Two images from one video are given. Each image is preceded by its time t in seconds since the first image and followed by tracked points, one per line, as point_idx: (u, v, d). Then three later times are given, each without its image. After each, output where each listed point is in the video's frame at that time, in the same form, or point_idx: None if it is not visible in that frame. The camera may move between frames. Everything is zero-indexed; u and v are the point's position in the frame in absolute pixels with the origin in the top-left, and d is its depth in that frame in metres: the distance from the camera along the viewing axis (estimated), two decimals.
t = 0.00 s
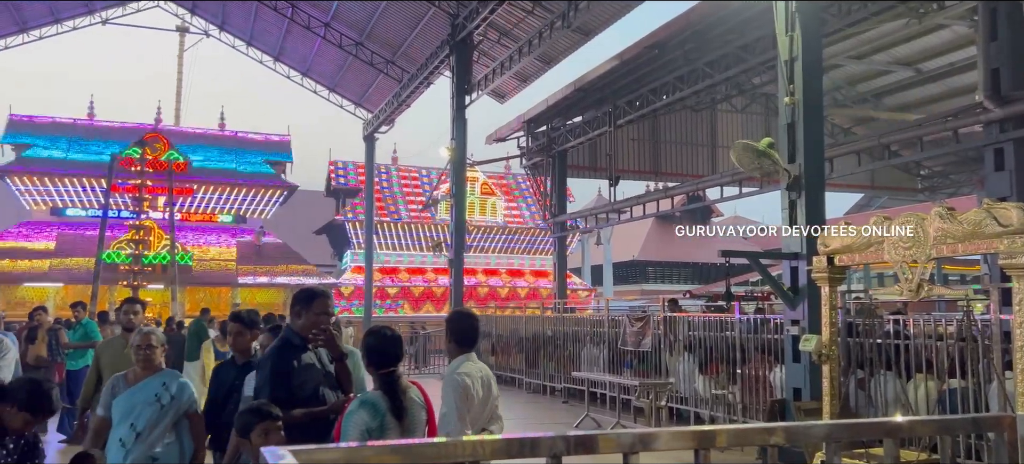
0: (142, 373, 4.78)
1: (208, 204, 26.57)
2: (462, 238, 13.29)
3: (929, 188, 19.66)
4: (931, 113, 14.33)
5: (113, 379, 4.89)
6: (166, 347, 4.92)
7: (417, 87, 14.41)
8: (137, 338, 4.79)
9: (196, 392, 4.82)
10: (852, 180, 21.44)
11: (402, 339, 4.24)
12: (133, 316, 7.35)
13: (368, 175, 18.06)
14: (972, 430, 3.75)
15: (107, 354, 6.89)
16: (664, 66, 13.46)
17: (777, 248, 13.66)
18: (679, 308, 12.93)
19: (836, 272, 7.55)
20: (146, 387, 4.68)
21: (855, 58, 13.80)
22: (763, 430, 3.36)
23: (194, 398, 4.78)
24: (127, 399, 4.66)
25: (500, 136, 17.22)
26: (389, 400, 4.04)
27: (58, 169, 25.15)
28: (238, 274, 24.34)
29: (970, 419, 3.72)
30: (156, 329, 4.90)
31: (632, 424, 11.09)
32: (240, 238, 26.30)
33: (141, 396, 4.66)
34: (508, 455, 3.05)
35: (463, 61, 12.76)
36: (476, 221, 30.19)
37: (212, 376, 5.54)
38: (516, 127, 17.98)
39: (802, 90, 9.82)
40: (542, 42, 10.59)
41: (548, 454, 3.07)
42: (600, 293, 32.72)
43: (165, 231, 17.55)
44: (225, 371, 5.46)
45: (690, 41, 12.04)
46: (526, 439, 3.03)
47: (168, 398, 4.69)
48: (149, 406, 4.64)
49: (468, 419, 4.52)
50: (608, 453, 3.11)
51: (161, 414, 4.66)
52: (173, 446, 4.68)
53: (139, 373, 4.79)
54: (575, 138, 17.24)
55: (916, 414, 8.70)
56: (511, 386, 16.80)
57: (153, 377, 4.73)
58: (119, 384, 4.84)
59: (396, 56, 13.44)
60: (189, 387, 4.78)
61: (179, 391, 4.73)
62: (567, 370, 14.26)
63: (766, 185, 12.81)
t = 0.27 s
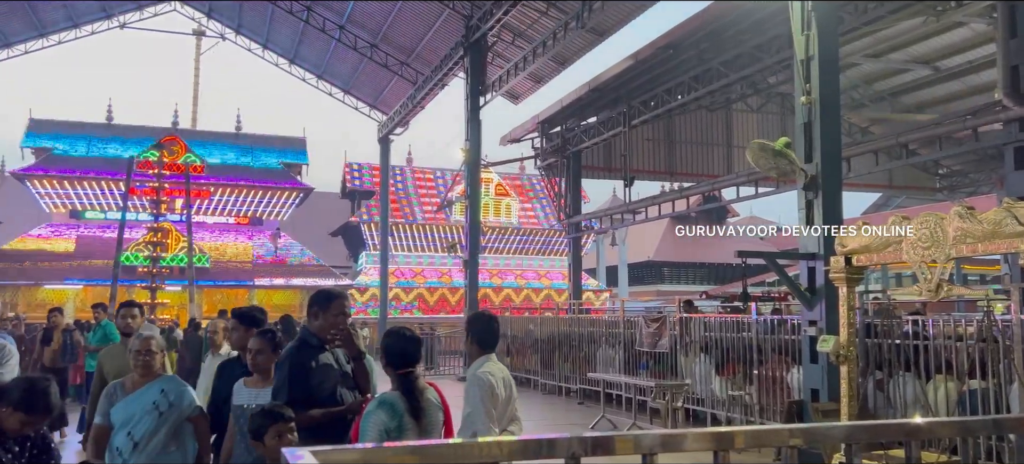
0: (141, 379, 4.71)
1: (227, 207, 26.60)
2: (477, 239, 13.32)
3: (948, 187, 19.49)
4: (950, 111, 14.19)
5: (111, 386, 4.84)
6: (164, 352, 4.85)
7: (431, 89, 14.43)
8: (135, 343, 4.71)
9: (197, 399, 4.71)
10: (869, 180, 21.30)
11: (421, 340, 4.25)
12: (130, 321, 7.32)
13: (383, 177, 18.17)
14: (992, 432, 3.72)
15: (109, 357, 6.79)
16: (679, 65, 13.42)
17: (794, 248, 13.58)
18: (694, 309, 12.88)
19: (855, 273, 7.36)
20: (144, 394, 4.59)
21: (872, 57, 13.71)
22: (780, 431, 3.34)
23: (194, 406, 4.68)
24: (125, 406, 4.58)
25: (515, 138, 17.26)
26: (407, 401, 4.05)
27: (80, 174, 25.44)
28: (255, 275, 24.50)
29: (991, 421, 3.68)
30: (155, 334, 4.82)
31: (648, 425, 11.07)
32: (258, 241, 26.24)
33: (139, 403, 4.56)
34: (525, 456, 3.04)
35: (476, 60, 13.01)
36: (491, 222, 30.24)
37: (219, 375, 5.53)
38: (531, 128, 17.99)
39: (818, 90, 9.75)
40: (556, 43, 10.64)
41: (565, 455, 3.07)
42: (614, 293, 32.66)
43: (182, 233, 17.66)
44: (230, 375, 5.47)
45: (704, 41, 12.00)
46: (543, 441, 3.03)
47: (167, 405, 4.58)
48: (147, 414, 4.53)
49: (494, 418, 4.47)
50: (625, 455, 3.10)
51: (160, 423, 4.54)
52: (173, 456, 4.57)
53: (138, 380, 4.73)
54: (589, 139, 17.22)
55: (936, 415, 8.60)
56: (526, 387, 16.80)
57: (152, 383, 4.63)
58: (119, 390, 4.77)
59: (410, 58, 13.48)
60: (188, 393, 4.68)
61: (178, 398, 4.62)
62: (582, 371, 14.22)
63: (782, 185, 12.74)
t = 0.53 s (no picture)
0: (143, 383, 4.41)
1: (241, 210, 26.66)
2: (492, 240, 13.32)
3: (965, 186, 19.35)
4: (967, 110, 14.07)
5: (108, 389, 4.47)
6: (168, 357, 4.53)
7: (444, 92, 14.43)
8: (139, 345, 4.42)
9: (198, 407, 4.46)
10: (885, 180, 21.19)
11: (439, 342, 4.24)
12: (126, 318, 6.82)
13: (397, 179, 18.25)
14: (1014, 432, 3.75)
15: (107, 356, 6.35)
16: (694, 66, 13.37)
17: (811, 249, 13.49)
18: (709, 310, 12.82)
19: (872, 274, 7.25)
20: (145, 399, 4.30)
21: (888, 56, 13.61)
22: (797, 433, 3.29)
23: (195, 414, 4.42)
24: (124, 411, 4.27)
25: (528, 139, 17.26)
26: (424, 401, 4.04)
27: (99, 178, 25.69)
28: (270, 277, 24.75)
29: (1012, 421, 3.72)
30: (160, 338, 4.54)
31: (664, 426, 11.01)
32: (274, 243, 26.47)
33: (138, 409, 4.27)
34: (539, 457, 3.04)
35: (490, 65, 12.83)
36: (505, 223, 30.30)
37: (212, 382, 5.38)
38: (544, 129, 18.01)
39: (834, 89, 9.68)
40: (570, 43, 10.65)
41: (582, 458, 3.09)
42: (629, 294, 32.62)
43: (198, 236, 17.76)
44: (231, 375, 5.19)
45: (719, 41, 11.95)
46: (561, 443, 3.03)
47: (167, 413, 4.31)
48: (145, 421, 4.24)
49: (510, 419, 4.43)
50: (642, 456, 3.12)
51: (158, 432, 4.26)
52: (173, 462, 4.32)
53: (139, 384, 4.41)
54: (603, 140, 17.21)
55: (956, 417, 8.50)
56: (541, 388, 16.78)
57: (152, 390, 4.35)
58: (112, 394, 4.42)
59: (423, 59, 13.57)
60: (191, 403, 4.41)
61: (179, 406, 4.35)
62: (597, 373, 14.20)
63: (799, 185, 12.65)
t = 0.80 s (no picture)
0: (138, 390, 4.39)
1: (256, 213, 26.99)
2: (505, 242, 13.30)
3: (985, 184, 19.16)
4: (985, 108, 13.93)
5: (102, 395, 4.46)
6: (163, 361, 4.54)
7: (458, 94, 14.33)
8: (133, 351, 4.42)
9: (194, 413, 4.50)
10: (903, 179, 21.02)
11: (455, 344, 4.27)
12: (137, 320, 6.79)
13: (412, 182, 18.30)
14: None
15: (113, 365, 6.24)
16: (708, 66, 13.33)
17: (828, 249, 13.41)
18: (725, 311, 12.76)
19: (890, 274, 7.23)
20: (142, 407, 4.33)
21: (904, 55, 13.50)
22: (810, 433, 3.29)
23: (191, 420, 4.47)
24: (120, 420, 4.28)
25: (542, 140, 17.22)
26: (441, 403, 4.05)
27: (116, 183, 25.99)
28: (285, 280, 24.94)
29: None
30: (154, 341, 4.54)
31: (680, 428, 10.97)
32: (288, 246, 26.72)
33: (136, 417, 4.29)
34: (556, 459, 3.05)
35: (503, 67, 12.78)
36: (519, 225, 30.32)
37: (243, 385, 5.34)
38: (558, 131, 17.99)
39: (849, 88, 9.60)
40: (582, 46, 10.69)
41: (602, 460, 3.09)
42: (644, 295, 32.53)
43: (214, 240, 17.87)
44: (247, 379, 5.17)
45: (733, 41, 11.90)
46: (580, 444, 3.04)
47: (164, 421, 4.36)
48: (144, 430, 4.28)
49: (523, 421, 4.41)
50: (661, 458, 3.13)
51: (156, 440, 4.32)
52: None
53: (135, 391, 4.40)
54: (617, 141, 17.17)
55: (976, 418, 8.40)
56: (556, 390, 16.73)
57: (148, 398, 4.37)
58: (106, 401, 4.41)
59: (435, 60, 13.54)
60: (188, 408, 4.46)
61: (176, 413, 4.40)
62: (613, 374, 14.16)
63: (815, 184, 12.58)
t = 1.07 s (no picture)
0: (119, 398, 4.19)
1: (271, 217, 27.23)
2: (518, 244, 13.30)
3: (1002, 184, 19.00)
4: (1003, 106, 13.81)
5: (82, 406, 4.26)
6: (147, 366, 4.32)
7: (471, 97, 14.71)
8: (112, 357, 4.18)
9: (180, 418, 4.28)
10: (919, 179, 20.89)
11: (470, 346, 4.27)
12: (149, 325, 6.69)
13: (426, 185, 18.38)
14: None
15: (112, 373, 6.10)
16: (721, 66, 13.30)
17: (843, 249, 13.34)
18: (741, 313, 12.70)
19: (906, 274, 7.15)
20: (124, 415, 4.12)
21: (920, 53, 13.40)
22: (830, 434, 3.26)
23: (179, 426, 4.26)
24: (101, 430, 4.08)
25: (555, 143, 17.22)
26: (457, 405, 4.05)
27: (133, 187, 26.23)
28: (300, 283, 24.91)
29: None
30: (137, 345, 4.32)
31: (696, 430, 10.91)
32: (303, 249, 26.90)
33: (119, 426, 4.09)
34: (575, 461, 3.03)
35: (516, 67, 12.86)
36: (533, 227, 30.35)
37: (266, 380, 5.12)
38: (571, 133, 18.01)
39: (865, 87, 9.51)
40: (595, 47, 10.69)
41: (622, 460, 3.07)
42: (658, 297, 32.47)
43: (230, 243, 17.98)
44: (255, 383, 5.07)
45: (747, 41, 11.84)
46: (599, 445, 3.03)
47: (150, 429, 4.15)
48: (128, 439, 4.08)
49: (538, 423, 4.38)
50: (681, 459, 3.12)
51: (143, 449, 4.11)
52: None
53: (116, 399, 4.20)
54: (630, 142, 17.16)
55: (997, 419, 8.30)
56: (571, 392, 16.69)
57: (131, 405, 4.16)
58: (86, 411, 4.20)
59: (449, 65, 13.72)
60: (175, 415, 4.25)
61: (162, 420, 4.18)
62: (627, 376, 14.12)
63: (830, 185, 12.51)
